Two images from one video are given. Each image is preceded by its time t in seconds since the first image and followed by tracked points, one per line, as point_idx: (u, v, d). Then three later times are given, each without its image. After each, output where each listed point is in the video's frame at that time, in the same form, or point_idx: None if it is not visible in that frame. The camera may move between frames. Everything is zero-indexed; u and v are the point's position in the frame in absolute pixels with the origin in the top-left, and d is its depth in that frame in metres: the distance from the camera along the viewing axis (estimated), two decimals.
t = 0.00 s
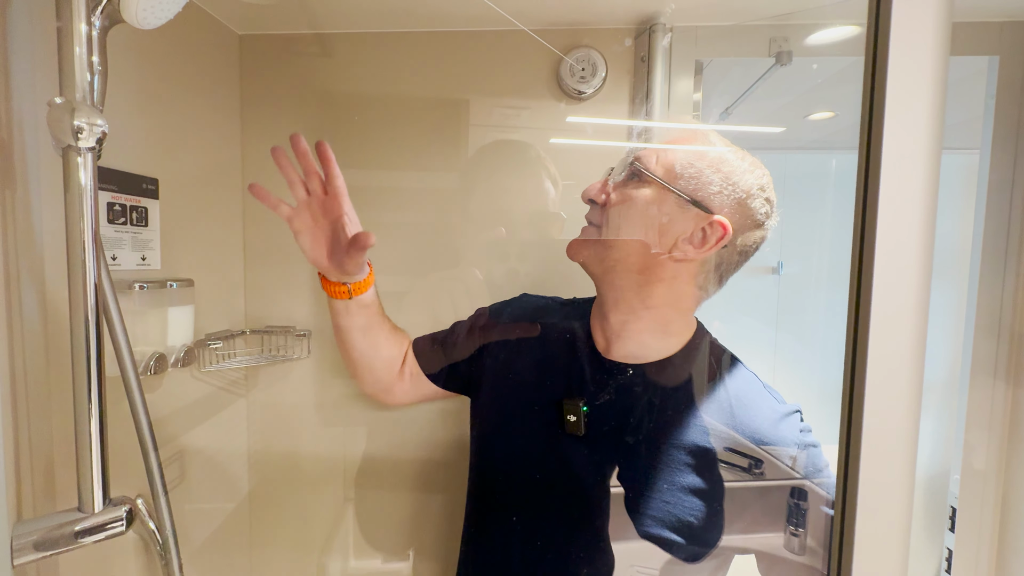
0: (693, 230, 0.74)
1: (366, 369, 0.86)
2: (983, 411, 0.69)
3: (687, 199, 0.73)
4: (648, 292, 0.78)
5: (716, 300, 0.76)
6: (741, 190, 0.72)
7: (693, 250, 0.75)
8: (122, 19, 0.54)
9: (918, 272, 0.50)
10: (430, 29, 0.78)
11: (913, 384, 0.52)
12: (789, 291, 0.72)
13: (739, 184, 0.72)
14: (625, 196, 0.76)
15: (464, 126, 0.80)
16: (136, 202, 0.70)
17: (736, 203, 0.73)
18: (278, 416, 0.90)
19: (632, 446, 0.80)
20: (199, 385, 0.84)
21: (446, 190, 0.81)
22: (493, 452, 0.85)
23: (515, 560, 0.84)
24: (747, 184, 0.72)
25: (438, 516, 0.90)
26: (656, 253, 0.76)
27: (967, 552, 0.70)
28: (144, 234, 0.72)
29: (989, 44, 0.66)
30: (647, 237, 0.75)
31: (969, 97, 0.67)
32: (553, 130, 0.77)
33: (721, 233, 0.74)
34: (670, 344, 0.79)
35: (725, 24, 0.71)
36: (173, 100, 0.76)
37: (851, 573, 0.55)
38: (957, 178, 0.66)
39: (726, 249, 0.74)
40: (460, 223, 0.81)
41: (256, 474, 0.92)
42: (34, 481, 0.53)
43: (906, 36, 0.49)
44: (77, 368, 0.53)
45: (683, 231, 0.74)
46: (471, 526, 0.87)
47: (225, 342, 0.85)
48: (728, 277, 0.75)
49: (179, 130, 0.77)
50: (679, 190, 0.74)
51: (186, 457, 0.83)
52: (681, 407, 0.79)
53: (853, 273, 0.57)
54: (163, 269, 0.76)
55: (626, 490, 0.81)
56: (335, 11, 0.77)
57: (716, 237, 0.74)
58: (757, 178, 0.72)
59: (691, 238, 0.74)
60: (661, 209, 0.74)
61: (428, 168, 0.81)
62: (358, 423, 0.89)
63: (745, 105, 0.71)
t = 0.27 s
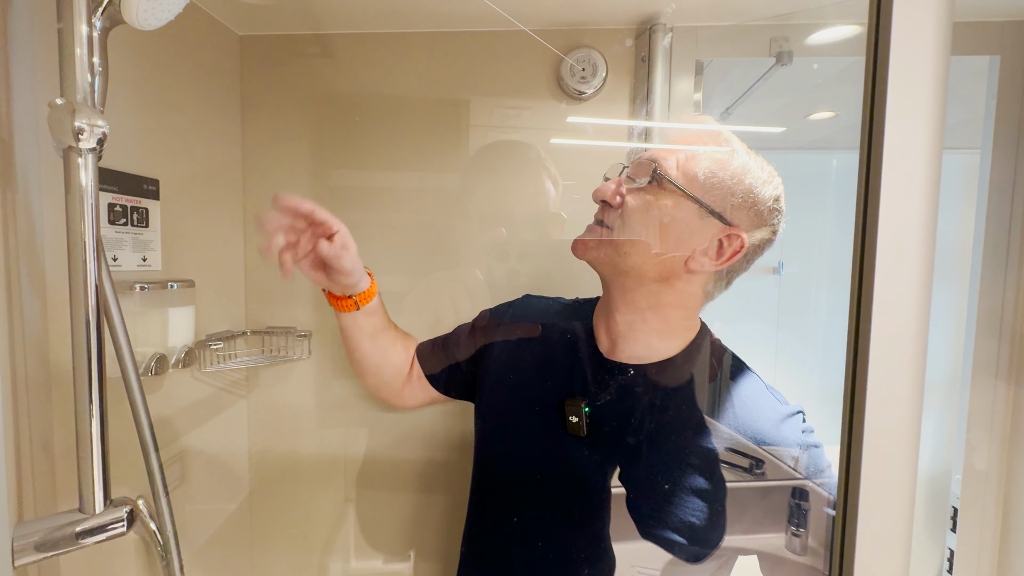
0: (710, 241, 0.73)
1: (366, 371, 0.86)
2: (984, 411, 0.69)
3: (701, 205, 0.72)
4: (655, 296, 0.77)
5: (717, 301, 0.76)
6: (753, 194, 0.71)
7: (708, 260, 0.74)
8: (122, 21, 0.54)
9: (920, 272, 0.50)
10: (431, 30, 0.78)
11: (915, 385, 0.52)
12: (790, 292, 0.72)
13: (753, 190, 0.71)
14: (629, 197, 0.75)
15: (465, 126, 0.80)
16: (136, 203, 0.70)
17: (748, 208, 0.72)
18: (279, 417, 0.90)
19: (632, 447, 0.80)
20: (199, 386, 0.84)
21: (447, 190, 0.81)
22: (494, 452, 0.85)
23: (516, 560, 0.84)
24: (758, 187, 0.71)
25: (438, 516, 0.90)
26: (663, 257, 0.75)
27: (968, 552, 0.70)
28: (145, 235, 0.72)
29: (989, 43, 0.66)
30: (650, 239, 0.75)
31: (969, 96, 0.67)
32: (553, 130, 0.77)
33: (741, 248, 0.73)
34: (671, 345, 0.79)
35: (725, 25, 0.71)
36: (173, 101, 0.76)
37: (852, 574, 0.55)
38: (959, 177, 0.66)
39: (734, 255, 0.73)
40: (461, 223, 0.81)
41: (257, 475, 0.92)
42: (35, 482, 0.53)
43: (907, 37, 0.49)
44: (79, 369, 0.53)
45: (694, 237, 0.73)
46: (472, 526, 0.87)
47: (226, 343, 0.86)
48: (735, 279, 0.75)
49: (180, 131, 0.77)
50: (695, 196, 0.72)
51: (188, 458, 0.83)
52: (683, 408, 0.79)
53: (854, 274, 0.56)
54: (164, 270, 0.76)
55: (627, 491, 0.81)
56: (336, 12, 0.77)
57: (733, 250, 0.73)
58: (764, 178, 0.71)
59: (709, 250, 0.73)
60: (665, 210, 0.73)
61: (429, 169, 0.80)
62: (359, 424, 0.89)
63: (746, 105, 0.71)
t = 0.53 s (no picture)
0: (713, 243, 0.75)
1: (367, 371, 0.87)
2: (984, 411, 0.69)
3: (703, 207, 0.74)
4: (658, 296, 0.78)
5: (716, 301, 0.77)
6: (753, 196, 0.73)
7: (710, 263, 0.76)
8: (123, 24, 0.54)
9: (918, 274, 0.50)
10: (430, 31, 0.78)
11: (914, 385, 0.52)
12: (789, 293, 0.72)
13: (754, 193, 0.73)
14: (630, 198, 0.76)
15: (466, 128, 0.80)
16: (136, 204, 0.69)
17: (749, 211, 0.74)
18: (280, 418, 0.90)
19: (632, 447, 0.80)
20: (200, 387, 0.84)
21: (447, 192, 0.81)
22: (495, 453, 0.85)
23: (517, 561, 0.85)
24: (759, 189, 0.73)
25: (439, 517, 0.90)
26: (665, 257, 0.77)
27: (969, 553, 0.70)
28: (145, 237, 0.71)
29: (988, 44, 0.66)
30: (652, 239, 0.76)
31: (969, 97, 0.67)
32: (553, 132, 0.77)
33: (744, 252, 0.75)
34: (672, 345, 0.80)
35: (724, 26, 0.72)
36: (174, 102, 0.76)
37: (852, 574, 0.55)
38: (959, 178, 0.66)
39: (734, 257, 0.75)
40: (461, 224, 0.81)
41: (258, 476, 0.92)
42: (37, 483, 0.53)
43: (904, 38, 0.49)
44: (80, 372, 0.53)
45: (695, 238, 0.75)
46: (473, 527, 0.87)
47: (226, 345, 0.86)
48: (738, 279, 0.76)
49: (182, 133, 0.77)
50: (698, 199, 0.74)
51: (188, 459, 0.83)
52: (683, 408, 0.79)
53: (852, 274, 0.57)
54: (165, 272, 0.76)
55: (627, 492, 0.81)
56: (335, 13, 0.77)
57: (736, 258, 0.75)
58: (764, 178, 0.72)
59: (711, 252, 0.75)
60: (666, 211, 0.75)
61: (429, 170, 0.81)
62: (360, 425, 0.89)
63: (746, 106, 0.72)
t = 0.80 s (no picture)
0: (716, 245, 0.73)
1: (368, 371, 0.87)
2: (984, 411, 0.69)
3: (705, 207, 0.73)
4: (660, 298, 0.77)
5: (717, 301, 0.76)
6: (756, 196, 0.72)
7: (713, 265, 0.74)
8: (122, 26, 0.55)
9: (914, 274, 0.50)
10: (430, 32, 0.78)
11: (909, 384, 0.52)
12: (790, 293, 0.72)
13: (757, 194, 0.72)
14: (631, 198, 0.76)
15: (465, 128, 0.79)
16: (136, 205, 0.70)
17: (752, 212, 0.72)
18: (280, 418, 0.90)
19: (630, 448, 0.80)
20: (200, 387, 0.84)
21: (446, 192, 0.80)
22: (495, 454, 0.85)
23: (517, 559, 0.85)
24: (762, 188, 0.72)
25: (439, 517, 0.90)
26: (666, 259, 0.75)
27: (969, 553, 0.70)
28: (146, 238, 0.71)
29: (987, 44, 0.66)
30: (652, 240, 0.75)
31: (970, 97, 0.66)
32: (553, 132, 0.78)
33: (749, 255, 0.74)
34: (675, 348, 0.79)
35: (723, 27, 0.72)
36: (174, 103, 0.76)
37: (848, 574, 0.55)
38: (958, 178, 0.67)
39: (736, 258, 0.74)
40: (460, 225, 0.81)
41: (258, 476, 0.92)
42: (36, 484, 0.53)
43: (900, 38, 0.49)
44: (80, 373, 0.53)
45: (698, 239, 0.74)
46: (473, 527, 0.87)
47: (226, 345, 0.86)
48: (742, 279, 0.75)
49: (181, 134, 0.77)
50: (699, 199, 0.73)
51: (188, 459, 0.83)
52: (682, 409, 0.79)
53: (849, 274, 0.57)
54: (166, 272, 0.76)
55: (627, 492, 0.81)
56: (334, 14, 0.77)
57: (743, 265, 0.74)
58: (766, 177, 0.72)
59: (714, 254, 0.74)
60: (667, 212, 0.74)
61: (428, 169, 0.80)
62: (360, 425, 0.89)
63: (744, 106, 0.72)
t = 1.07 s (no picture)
0: (716, 244, 0.74)
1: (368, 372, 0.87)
2: (985, 412, 0.68)
3: (705, 206, 0.73)
4: (659, 296, 0.78)
5: (717, 301, 0.76)
6: (755, 195, 0.73)
7: (713, 264, 0.75)
8: (123, 27, 0.55)
9: (913, 274, 0.50)
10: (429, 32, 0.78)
11: (909, 385, 0.52)
12: (789, 292, 0.72)
13: (754, 194, 0.73)
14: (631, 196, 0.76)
15: (465, 128, 0.79)
16: (137, 206, 0.70)
17: (751, 211, 0.73)
18: (279, 419, 0.90)
19: (628, 448, 0.80)
20: (200, 388, 0.84)
21: (446, 192, 0.80)
22: (496, 455, 0.85)
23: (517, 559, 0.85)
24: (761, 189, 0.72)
25: (440, 517, 0.90)
26: (667, 256, 0.76)
27: (970, 554, 0.70)
28: (147, 238, 0.72)
29: (987, 44, 0.66)
30: (651, 239, 0.76)
31: (968, 98, 0.66)
32: (553, 132, 0.77)
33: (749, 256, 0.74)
34: (673, 347, 0.79)
35: (723, 27, 0.72)
36: (174, 104, 0.76)
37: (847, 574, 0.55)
38: (958, 179, 0.67)
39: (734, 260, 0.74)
40: (460, 225, 0.81)
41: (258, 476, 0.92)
42: (37, 483, 0.53)
43: (899, 38, 0.49)
44: (80, 374, 0.54)
45: (698, 238, 0.74)
46: (474, 527, 0.87)
47: (227, 346, 0.85)
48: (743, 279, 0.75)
49: (181, 135, 0.78)
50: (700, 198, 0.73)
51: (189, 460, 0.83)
52: (682, 409, 0.79)
53: (848, 274, 0.57)
54: (166, 273, 0.76)
55: (627, 492, 0.81)
56: (334, 14, 0.77)
57: (741, 267, 0.74)
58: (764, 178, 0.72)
59: (714, 254, 0.74)
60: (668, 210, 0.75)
61: (428, 170, 0.80)
62: (360, 425, 0.89)
63: (744, 107, 0.72)
